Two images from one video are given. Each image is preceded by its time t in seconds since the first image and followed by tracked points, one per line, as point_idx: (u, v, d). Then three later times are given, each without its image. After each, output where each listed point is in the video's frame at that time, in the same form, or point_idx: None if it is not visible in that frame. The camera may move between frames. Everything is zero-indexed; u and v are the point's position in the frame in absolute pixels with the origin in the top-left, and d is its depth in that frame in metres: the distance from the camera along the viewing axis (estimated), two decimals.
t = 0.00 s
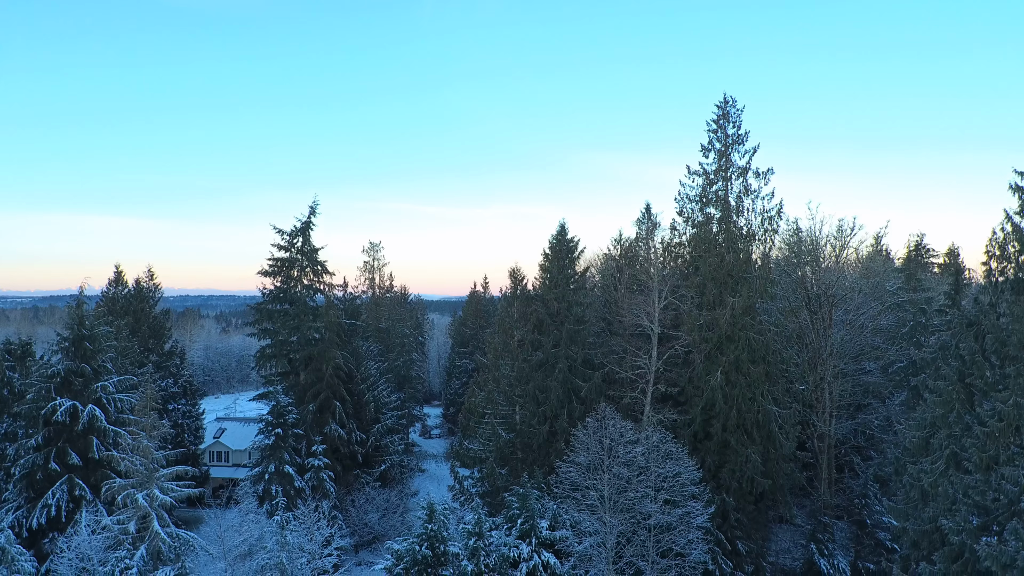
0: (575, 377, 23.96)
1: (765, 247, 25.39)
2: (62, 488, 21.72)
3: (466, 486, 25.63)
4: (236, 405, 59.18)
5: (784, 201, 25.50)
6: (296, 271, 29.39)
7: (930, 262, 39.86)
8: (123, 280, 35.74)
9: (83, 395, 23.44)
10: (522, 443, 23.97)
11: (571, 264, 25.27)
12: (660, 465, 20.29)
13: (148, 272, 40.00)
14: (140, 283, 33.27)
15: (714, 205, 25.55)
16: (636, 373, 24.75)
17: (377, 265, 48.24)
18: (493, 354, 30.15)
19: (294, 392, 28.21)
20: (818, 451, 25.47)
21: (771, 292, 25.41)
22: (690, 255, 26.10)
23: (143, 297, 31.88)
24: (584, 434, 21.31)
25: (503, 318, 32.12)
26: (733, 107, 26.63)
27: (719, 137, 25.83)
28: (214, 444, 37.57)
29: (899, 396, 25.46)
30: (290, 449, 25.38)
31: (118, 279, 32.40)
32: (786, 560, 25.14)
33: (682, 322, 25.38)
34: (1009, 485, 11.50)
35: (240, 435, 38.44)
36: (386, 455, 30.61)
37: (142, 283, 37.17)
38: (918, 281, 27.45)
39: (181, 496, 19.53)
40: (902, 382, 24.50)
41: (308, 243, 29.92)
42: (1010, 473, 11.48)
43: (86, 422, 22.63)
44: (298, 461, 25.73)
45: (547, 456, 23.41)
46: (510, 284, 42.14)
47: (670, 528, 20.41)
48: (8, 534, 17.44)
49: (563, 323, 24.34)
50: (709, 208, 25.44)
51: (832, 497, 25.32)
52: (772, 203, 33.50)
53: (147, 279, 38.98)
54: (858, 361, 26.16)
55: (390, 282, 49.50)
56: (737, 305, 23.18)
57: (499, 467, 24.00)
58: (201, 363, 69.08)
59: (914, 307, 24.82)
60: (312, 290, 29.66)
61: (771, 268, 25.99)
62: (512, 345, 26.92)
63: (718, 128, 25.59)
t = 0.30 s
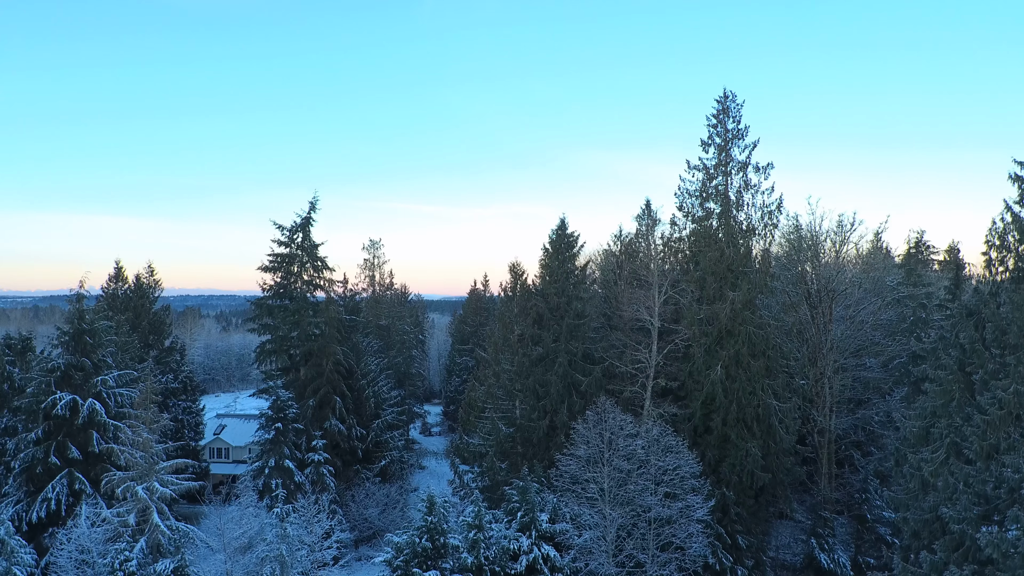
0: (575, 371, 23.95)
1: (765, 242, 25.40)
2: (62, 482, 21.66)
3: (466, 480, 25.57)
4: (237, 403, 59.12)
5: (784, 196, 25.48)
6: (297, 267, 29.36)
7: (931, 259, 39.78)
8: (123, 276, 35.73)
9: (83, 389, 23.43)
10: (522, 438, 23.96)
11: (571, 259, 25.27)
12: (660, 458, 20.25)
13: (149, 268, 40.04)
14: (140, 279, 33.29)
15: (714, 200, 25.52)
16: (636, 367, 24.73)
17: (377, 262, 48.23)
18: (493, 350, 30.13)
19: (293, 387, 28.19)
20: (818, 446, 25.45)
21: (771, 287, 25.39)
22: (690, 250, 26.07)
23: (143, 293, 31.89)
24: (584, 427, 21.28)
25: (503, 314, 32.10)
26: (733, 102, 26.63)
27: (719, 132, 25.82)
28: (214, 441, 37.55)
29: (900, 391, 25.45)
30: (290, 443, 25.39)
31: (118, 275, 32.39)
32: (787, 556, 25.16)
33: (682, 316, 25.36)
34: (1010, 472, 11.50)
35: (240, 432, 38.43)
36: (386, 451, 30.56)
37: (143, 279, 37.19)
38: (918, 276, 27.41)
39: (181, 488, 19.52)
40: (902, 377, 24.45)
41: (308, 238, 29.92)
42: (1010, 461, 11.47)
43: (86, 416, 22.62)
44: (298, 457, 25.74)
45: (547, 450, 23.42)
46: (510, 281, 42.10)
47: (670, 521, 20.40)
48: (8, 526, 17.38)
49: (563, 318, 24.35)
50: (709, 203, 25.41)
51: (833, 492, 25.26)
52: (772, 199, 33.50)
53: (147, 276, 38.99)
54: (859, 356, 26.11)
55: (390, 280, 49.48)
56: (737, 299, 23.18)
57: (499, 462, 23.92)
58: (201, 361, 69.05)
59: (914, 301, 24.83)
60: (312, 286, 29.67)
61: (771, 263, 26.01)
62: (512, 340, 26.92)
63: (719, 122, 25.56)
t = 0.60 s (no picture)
0: (575, 365, 23.96)
1: (765, 236, 25.43)
2: (62, 475, 21.67)
3: (466, 474, 25.36)
4: (236, 401, 59.11)
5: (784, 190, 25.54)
6: (297, 262, 29.42)
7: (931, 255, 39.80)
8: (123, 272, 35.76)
9: (83, 383, 23.46)
10: (523, 432, 23.95)
11: (571, 253, 25.30)
12: (660, 451, 20.26)
13: (149, 265, 40.06)
14: (140, 274, 33.31)
15: (714, 193, 25.55)
16: (636, 361, 24.73)
17: (377, 259, 48.27)
18: (493, 344, 30.15)
19: (293, 382, 28.22)
20: (818, 440, 25.46)
21: (771, 281, 25.40)
22: (690, 244, 26.09)
23: (144, 288, 31.88)
24: (584, 420, 21.28)
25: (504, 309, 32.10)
26: (733, 96, 26.65)
27: (718, 126, 25.85)
28: (214, 437, 37.57)
29: (899, 386, 25.44)
30: (290, 438, 25.35)
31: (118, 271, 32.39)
32: (787, 550, 25.16)
33: (682, 310, 25.37)
34: (1011, 459, 11.45)
35: (240, 428, 38.44)
36: (386, 446, 30.54)
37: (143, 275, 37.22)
38: (918, 271, 27.42)
39: (181, 481, 19.52)
40: (902, 372, 24.44)
41: (308, 234, 29.93)
42: (1011, 447, 11.43)
43: (86, 410, 22.62)
44: (298, 451, 25.75)
45: (547, 444, 23.42)
46: (510, 277, 42.12)
47: (670, 514, 20.39)
48: (8, 517, 17.37)
49: (563, 312, 24.38)
50: (709, 197, 25.44)
51: (833, 487, 25.24)
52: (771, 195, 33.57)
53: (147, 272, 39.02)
54: (859, 351, 26.10)
55: (390, 277, 49.50)
56: (737, 293, 23.19)
57: (499, 455, 23.80)
58: (201, 359, 69.02)
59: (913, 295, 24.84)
60: (312, 281, 29.73)
61: (771, 258, 26.02)
62: (512, 334, 26.93)
63: (719, 117, 25.55)
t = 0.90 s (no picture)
0: (575, 359, 23.93)
1: (766, 230, 25.32)
2: (62, 468, 21.66)
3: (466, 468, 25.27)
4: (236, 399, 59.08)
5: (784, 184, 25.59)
6: (297, 257, 29.42)
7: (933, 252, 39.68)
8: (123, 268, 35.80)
9: (83, 376, 23.46)
10: (523, 425, 23.95)
11: (571, 247, 25.29)
12: (660, 443, 20.22)
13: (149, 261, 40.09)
14: (140, 269, 33.33)
15: (715, 187, 25.59)
16: (636, 354, 24.70)
17: (378, 257, 48.23)
18: (493, 339, 30.12)
19: (293, 377, 28.20)
20: (818, 435, 25.45)
21: (771, 275, 25.37)
22: (690, 239, 26.00)
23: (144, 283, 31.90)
24: (585, 413, 21.25)
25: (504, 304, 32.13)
26: (733, 90, 26.63)
27: (719, 120, 25.83)
28: (215, 433, 37.55)
29: (900, 380, 25.41)
30: (290, 432, 25.30)
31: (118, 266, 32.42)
32: (787, 544, 25.13)
33: (682, 304, 25.35)
34: (1011, 444, 11.38)
35: (240, 425, 38.41)
36: (386, 441, 30.47)
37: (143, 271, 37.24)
38: (919, 266, 27.36)
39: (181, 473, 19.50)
40: (903, 366, 24.39)
41: (308, 229, 29.94)
42: (1011, 432, 11.38)
43: (86, 403, 22.62)
44: (298, 445, 25.73)
45: (547, 437, 23.37)
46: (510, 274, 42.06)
47: (670, 506, 20.35)
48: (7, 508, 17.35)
49: (563, 306, 24.37)
50: (709, 190, 25.49)
51: (833, 481, 25.19)
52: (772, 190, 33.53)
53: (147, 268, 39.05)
54: (859, 346, 26.07)
55: (390, 274, 49.46)
56: (737, 287, 23.17)
57: (499, 448, 23.76)
58: (201, 358, 69.00)
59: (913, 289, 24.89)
60: (312, 276, 29.73)
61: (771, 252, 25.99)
62: (512, 328, 26.93)
63: (719, 111, 25.57)
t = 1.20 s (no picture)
0: (575, 352, 23.92)
1: (766, 224, 25.33)
2: (61, 461, 21.63)
3: (466, 460, 25.31)
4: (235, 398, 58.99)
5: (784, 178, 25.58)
6: (297, 252, 29.42)
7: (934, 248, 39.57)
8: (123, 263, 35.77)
9: (83, 369, 23.45)
10: (523, 418, 23.93)
11: (571, 241, 25.28)
12: (660, 435, 20.21)
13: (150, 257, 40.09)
14: (140, 265, 33.34)
15: (715, 181, 25.57)
16: (636, 348, 24.69)
17: (378, 254, 48.19)
18: (493, 333, 30.11)
19: (293, 371, 28.18)
20: (818, 429, 25.43)
21: (771, 268, 25.35)
22: (691, 233, 25.98)
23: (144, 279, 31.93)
24: (584, 405, 21.23)
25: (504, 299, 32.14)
26: (733, 84, 26.62)
27: (719, 114, 25.83)
28: (215, 429, 37.55)
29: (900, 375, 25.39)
30: (290, 426, 25.29)
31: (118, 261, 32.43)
32: (787, 539, 25.10)
33: (682, 297, 25.34)
34: (1012, 430, 11.33)
35: (240, 421, 38.39)
36: (387, 436, 30.43)
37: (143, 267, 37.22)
38: (919, 260, 27.34)
39: (180, 465, 19.48)
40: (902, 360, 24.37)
41: (308, 223, 29.93)
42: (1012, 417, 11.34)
43: (86, 396, 22.61)
44: (298, 439, 25.71)
45: (547, 430, 23.35)
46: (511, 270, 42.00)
47: (670, 498, 20.35)
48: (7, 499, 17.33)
49: (563, 299, 24.37)
50: (709, 184, 25.48)
51: (834, 475, 25.16)
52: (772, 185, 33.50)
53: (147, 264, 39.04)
54: (859, 341, 26.05)
55: (390, 272, 49.43)
56: (737, 280, 23.16)
57: (499, 441, 23.73)
58: (201, 356, 68.96)
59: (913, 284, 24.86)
60: (312, 271, 29.73)
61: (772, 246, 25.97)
62: (512, 322, 26.94)
63: (719, 104, 25.57)
